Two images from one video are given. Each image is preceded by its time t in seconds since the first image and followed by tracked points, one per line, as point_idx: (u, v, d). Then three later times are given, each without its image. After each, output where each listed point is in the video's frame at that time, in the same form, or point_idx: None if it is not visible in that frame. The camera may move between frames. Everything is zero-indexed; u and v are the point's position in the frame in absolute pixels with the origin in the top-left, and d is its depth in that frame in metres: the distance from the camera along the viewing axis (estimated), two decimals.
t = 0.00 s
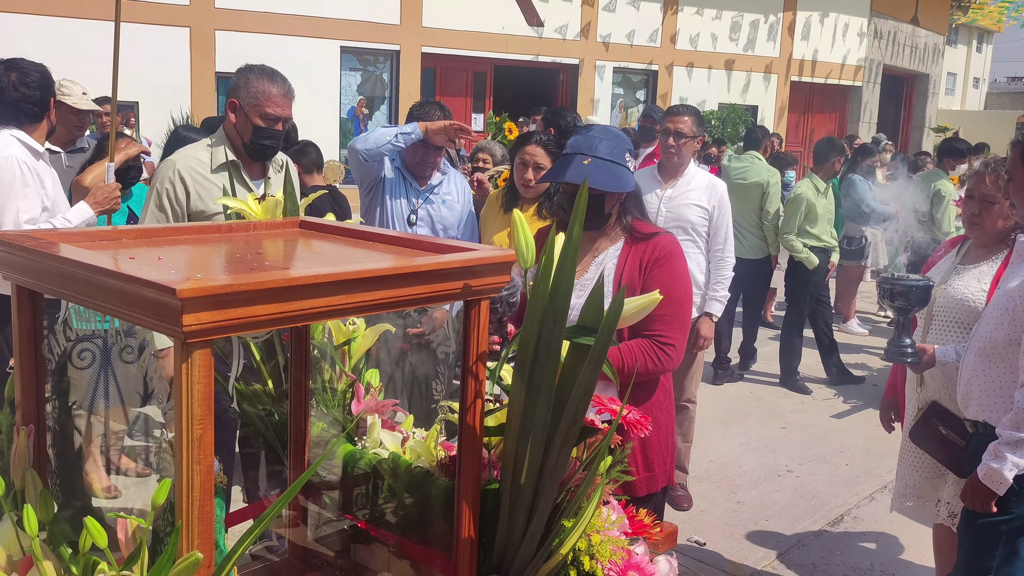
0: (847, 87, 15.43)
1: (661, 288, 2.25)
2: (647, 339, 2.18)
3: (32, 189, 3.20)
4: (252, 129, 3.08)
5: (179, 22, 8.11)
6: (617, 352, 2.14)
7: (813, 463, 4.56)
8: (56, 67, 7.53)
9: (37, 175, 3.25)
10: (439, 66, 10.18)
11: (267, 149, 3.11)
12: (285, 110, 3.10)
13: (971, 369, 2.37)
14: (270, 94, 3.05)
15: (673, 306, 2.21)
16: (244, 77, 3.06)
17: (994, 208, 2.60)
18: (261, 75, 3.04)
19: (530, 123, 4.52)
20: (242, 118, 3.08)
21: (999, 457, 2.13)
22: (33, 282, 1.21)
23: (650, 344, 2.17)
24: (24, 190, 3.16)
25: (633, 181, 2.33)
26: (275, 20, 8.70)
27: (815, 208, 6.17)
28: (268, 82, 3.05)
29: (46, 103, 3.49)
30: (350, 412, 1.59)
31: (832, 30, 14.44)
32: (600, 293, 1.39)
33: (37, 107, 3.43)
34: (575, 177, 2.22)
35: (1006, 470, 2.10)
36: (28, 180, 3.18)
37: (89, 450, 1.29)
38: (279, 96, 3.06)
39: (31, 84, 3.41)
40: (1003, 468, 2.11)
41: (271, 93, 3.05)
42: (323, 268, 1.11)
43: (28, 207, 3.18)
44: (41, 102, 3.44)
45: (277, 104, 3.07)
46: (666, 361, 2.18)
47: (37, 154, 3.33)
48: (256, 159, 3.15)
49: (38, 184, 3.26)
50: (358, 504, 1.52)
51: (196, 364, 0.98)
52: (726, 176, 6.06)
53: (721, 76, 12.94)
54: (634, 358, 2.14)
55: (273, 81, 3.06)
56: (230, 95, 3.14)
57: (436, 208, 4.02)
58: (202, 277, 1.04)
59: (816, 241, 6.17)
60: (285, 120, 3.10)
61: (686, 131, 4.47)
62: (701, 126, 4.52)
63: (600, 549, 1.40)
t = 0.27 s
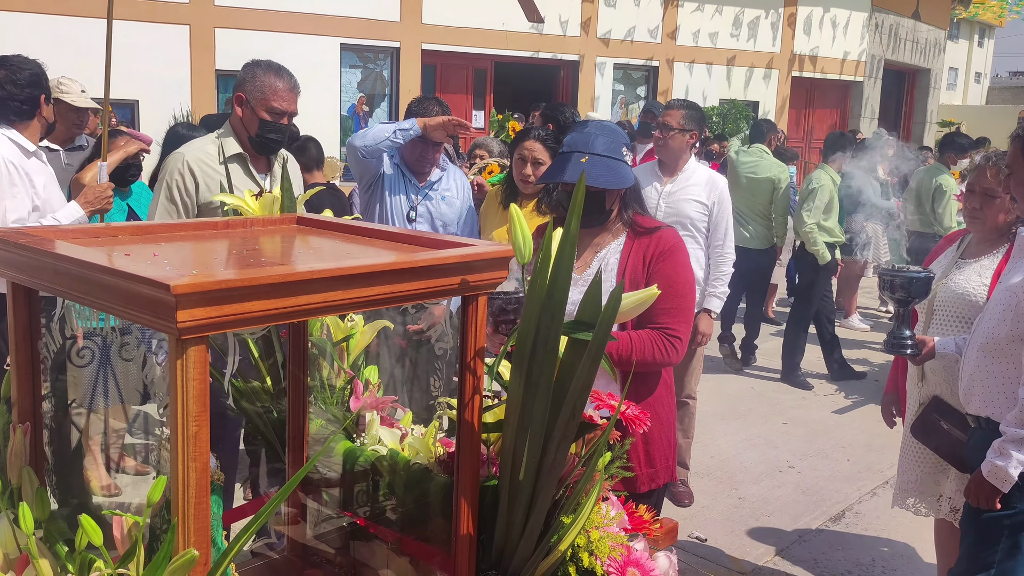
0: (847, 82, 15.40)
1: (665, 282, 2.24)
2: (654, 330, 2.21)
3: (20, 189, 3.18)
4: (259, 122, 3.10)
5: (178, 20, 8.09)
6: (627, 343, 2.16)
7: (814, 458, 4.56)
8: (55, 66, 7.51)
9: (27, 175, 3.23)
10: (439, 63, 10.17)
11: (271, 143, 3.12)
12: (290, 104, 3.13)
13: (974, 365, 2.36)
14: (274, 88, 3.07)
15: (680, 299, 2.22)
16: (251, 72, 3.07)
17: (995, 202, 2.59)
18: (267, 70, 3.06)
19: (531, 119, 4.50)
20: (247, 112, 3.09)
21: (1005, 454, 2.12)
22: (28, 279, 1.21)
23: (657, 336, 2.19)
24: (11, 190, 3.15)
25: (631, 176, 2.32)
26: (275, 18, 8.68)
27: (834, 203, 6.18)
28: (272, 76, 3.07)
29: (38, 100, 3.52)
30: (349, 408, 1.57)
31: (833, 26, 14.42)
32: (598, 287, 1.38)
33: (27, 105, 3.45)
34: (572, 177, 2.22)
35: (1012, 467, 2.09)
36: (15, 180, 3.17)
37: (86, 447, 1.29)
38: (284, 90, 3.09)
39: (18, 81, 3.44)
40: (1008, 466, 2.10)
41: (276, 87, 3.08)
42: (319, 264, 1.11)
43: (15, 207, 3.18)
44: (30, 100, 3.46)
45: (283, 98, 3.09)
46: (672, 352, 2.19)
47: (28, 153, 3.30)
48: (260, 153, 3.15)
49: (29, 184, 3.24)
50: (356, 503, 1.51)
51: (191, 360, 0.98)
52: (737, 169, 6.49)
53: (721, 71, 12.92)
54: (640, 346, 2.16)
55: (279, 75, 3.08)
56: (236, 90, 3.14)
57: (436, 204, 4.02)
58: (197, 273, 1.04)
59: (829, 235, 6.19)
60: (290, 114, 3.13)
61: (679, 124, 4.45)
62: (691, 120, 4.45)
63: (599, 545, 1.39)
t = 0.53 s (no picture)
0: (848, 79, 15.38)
1: (672, 281, 2.24)
2: (660, 329, 2.21)
3: (14, 189, 3.14)
4: (263, 119, 3.10)
5: (178, 19, 8.08)
6: (634, 342, 2.16)
7: (816, 455, 4.55)
8: (55, 66, 7.50)
9: (19, 176, 3.17)
10: (439, 61, 10.16)
11: (276, 139, 3.13)
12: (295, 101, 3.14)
13: (976, 361, 2.35)
14: (279, 86, 3.08)
15: (688, 299, 2.23)
16: (256, 69, 3.10)
17: (996, 198, 2.59)
18: (272, 66, 3.09)
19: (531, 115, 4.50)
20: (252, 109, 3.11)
21: (1007, 451, 2.11)
22: (26, 278, 1.21)
23: (663, 336, 2.19)
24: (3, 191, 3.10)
25: (640, 175, 2.32)
26: (274, 16, 8.66)
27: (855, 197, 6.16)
28: (277, 73, 3.09)
29: (32, 100, 3.52)
30: (348, 406, 1.56)
31: (833, 23, 14.40)
32: (599, 285, 1.37)
33: (19, 104, 3.47)
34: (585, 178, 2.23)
35: (1014, 464, 2.09)
36: (8, 180, 3.12)
37: (86, 446, 1.29)
38: (287, 87, 3.09)
39: (11, 82, 3.45)
40: (1011, 463, 2.10)
41: (281, 84, 3.09)
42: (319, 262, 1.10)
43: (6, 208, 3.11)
44: (22, 99, 3.46)
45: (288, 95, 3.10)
46: (678, 352, 2.19)
47: (24, 154, 3.26)
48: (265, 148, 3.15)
49: (21, 185, 3.19)
50: (357, 501, 1.52)
51: (190, 359, 0.98)
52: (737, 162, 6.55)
53: (721, 68, 12.90)
54: (648, 347, 2.16)
55: (285, 72, 3.10)
56: (241, 87, 3.16)
57: (437, 202, 4.02)
58: (197, 271, 1.03)
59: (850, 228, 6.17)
60: (294, 111, 3.14)
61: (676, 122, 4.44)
62: (680, 115, 4.46)
63: (600, 543, 1.39)
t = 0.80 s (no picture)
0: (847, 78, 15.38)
1: (676, 283, 2.24)
2: (664, 330, 2.21)
3: (10, 191, 3.14)
4: (267, 119, 3.10)
5: (176, 19, 8.08)
6: (637, 340, 2.16)
7: (816, 453, 4.56)
8: (53, 66, 7.50)
9: (16, 178, 3.18)
10: (438, 61, 10.15)
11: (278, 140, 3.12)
12: (300, 102, 3.13)
13: (972, 359, 2.36)
14: (282, 86, 3.07)
15: (692, 300, 2.23)
16: (260, 69, 3.10)
17: (995, 196, 2.59)
18: (278, 67, 3.08)
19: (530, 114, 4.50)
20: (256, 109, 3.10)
21: (1004, 450, 2.11)
22: (26, 279, 1.21)
23: (666, 336, 2.19)
24: None
25: (643, 175, 2.33)
26: (273, 16, 8.66)
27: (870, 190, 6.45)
28: (282, 74, 3.08)
29: (28, 100, 3.51)
30: (349, 406, 1.55)
31: (832, 21, 14.41)
32: (598, 284, 1.37)
33: (13, 105, 3.46)
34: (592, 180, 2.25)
35: (1012, 463, 2.09)
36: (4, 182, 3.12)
37: (86, 446, 1.29)
38: (291, 87, 3.08)
39: (8, 83, 3.47)
40: (1008, 462, 2.09)
41: (285, 85, 3.08)
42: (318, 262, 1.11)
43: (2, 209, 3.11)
44: (15, 100, 3.47)
45: (292, 96, 3.10)
46: (680, 353, 2.19)
47: (20, 155, 3.27)
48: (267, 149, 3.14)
49: (18, 186, 3.19)
50: (357, 500, 1.52)
51: (190, 359, 0.98)
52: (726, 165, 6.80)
53: (720, 67, 12.91)
54: (651, 345, 2.16)
55: (290, 73, 3.10)
56: (246, 87, 3.15)
57: (437, 202, 4.02)
58: (197, 271, 1.03)
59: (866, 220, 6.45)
60: (298, 112, 3.13)
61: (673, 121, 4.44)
62: (672, 114, 4.56)
63: (600, 541, 1.40)
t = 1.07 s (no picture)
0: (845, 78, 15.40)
1: (675, 283, 2.25)
2: (664, 330, 2.21)
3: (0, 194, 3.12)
4: (265, 119, 3.09)
5: (174, 20, 8.07)
6: (638, 338, 2.16)
7: (814, 453, 4.56)
8: (50, 67, 7.49)
9: (7, 180, 3.16)
10: (437, 61, 10.15)
11: (275, 141, 3.12)
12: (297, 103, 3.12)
13: (967, 358, 2.36)
14: (279, 86, 3.06)
15: (692, 300, 2.24)
16: (257, 69, 3.09)
17: (992, 196, 2.59)
18: (275, 67, 3.07)
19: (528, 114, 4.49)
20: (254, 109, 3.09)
21: (1001, 450, 2.11)
22: (21, 280, 1.21)
23: (667, 335, 2.19)
24: None
25: (642, 175, 2.32)
26: (270, 17, 8.66)
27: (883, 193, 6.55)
28: (279, 74, 3.07)
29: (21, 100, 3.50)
30: (345, 406, 1.58)
31: (829, 22, 14.43)
32: (594, 284, 1.37)
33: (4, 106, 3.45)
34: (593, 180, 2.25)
35: (1009, 463, 2.09)
36: None
37: (83, 447, 1.29)
38: (288, 87, 3.07)
39: None
40: (1005, 462, 2.09)
41: (283, 85, 3.07)
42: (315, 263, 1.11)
43: None
44: (3, 101, 3.46)
45: (289, 97, 3.09)
46: (680, 353, 2.19)
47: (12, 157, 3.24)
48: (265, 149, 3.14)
49: (9, 189, 3.17)
50: (353, 501, 1.52)
51: (185, 360, 0.98)
52: (715, 162, 6.96)
53: (718, 67, 12.92)
54: (652, 345, 2.16)
55: (288, 73, 3.08)
56: (242, 87, 3.13)
57: (434, 202, 4.02)
58: (193, 271, 1.03)
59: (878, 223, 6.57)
60: (296, 112, 3.13)
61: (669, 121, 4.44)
62: (669, 115, 4.53)
63: (596, 542, 1.40)
